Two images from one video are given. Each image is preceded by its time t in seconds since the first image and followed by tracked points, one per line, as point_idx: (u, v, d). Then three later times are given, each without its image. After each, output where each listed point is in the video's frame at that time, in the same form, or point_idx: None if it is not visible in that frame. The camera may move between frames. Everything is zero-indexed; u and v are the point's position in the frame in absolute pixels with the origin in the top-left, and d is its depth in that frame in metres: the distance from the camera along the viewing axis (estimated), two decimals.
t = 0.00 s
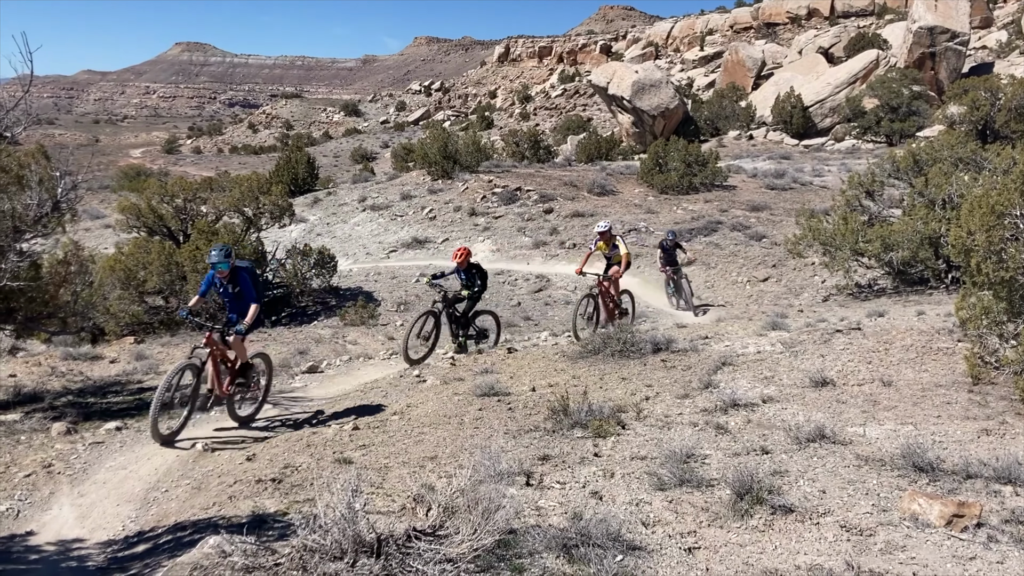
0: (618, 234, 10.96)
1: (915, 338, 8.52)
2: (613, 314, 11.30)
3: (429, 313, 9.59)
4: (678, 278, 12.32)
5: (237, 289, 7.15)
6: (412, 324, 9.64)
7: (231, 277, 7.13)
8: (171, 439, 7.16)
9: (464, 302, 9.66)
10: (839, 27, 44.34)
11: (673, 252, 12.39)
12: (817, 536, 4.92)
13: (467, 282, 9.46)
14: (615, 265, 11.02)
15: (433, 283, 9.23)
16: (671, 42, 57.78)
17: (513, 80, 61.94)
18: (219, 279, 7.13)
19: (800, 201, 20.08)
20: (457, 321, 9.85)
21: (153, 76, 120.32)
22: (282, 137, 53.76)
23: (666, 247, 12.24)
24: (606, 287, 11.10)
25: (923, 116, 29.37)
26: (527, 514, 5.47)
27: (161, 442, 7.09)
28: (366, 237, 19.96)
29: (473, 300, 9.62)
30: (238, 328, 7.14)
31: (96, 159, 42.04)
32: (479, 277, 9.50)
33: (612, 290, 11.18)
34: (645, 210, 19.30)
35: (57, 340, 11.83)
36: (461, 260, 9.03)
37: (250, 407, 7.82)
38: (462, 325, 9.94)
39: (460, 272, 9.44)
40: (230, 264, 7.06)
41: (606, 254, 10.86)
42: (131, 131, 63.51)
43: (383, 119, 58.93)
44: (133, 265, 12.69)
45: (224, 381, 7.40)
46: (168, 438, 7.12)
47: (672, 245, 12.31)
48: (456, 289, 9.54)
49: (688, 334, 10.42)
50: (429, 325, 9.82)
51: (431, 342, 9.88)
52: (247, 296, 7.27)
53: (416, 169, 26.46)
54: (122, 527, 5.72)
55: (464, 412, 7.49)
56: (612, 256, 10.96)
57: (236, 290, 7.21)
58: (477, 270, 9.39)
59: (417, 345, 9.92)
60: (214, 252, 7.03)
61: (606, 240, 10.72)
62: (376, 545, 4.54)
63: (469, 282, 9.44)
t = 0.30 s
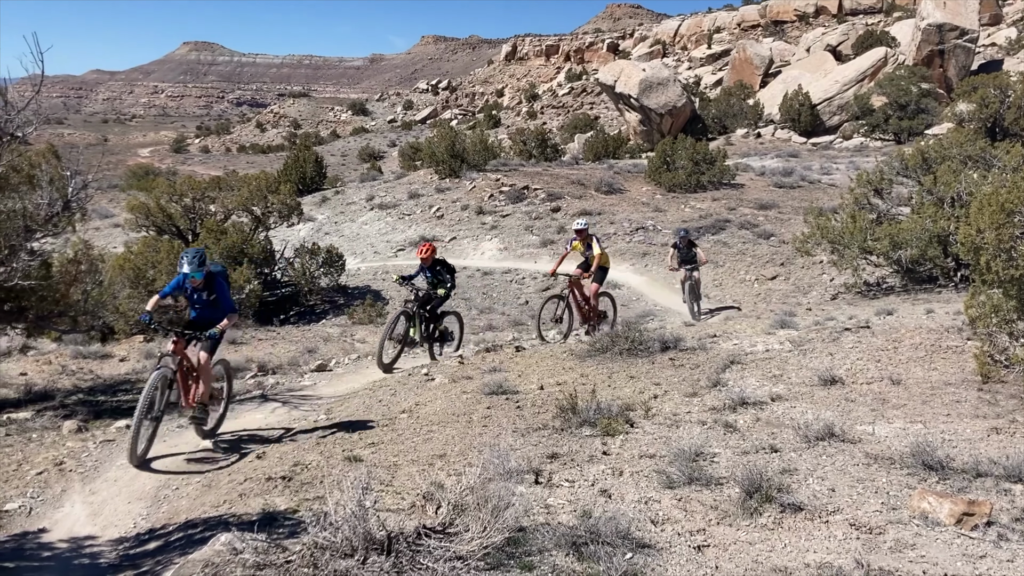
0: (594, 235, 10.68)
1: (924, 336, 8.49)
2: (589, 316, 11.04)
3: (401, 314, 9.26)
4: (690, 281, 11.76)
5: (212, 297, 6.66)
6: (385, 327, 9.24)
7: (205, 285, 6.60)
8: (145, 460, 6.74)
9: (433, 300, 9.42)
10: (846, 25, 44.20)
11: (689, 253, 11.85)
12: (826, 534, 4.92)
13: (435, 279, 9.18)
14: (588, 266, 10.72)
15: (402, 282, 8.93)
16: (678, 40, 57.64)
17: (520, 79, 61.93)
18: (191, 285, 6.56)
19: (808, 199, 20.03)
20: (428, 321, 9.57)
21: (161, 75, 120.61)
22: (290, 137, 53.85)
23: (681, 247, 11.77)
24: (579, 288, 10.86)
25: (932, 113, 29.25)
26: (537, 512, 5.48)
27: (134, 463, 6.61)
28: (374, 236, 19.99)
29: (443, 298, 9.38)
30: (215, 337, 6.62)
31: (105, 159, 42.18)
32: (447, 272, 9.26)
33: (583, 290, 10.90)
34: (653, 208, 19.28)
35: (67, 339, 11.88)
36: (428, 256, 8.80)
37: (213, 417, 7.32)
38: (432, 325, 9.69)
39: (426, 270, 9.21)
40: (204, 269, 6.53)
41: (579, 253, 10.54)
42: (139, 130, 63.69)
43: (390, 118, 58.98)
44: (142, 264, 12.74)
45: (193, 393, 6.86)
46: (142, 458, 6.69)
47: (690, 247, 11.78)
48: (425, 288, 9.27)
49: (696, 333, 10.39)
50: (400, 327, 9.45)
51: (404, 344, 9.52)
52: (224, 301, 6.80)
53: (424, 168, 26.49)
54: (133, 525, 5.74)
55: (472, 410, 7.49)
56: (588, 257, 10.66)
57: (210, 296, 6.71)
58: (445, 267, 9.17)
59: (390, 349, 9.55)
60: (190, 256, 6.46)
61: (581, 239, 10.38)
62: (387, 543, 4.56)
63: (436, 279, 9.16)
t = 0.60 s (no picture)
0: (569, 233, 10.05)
1: (938, 336, 8.46)
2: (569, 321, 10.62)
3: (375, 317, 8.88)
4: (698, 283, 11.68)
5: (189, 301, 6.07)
6: (359, 333, 8.79)
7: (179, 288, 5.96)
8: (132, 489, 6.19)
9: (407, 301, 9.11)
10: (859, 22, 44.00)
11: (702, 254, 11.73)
12: (840, 533, 4.92)
13: (410, 277, 8.95)
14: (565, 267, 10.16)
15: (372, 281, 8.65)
16: (690, 38, 57.42)
17: (531, 78, 61.93)
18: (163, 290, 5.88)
19: (821, 198, 19.96)
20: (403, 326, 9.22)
21: (174, 75, 121.32)
22: (302, 136, 54.07)
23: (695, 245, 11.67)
24: (554, 291, 10.41)
25: (946, 112, 29.09)
26: (550, 510, 5.50)
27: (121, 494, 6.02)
28: (386, 235, 20.06)
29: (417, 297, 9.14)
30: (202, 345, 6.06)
31: (120, 159, 42.49)
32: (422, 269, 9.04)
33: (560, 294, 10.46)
34: (665, 207, 19.26)
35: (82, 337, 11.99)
36: (404, 251, 8.58)
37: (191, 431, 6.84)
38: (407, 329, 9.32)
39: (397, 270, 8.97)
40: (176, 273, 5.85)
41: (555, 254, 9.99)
42: (152, 129, 64.10)
43: (401, 117, 59.11)
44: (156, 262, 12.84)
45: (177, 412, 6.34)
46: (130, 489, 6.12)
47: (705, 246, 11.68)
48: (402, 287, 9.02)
49: (708, 332, 10.37)
50: (374, 332, 9.05)
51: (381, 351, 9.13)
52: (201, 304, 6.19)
53: (435, 168, 26.56)
54: (149, 521, 5.79)
55: (484, 408, 7.52)
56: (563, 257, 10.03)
57: (187, 300, 6.11)
58: (421, 265, 8.95)
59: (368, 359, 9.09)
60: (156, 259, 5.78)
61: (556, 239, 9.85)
62: (401, 539, 4.59)
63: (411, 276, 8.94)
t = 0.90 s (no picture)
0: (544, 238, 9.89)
1: (956, 337, 8.39)
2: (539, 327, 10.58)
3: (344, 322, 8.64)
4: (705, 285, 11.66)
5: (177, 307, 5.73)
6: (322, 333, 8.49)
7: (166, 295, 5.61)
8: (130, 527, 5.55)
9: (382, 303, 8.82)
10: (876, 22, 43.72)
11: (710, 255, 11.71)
12: (858, 534, 4.89)
13: (384, 279, 8.60)
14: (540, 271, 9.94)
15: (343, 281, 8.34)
16: (707, 37, 57.18)
17: (547, 77, 61.88)
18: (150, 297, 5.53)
19: (838, 198, 19.84)
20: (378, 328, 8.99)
21: (191, 75, 122.13)
22: (318, 135, 54.28)
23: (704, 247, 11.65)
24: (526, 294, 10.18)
25: (965, 111, 28.86)
26: (566, 509, 5.49)
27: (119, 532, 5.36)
28: (401, 234, 20.11)
29: (390, 300, 8.79)
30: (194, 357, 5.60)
31: (138, 158, 42.83)
32: (398, 272, 8.68)
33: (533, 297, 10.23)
34: (681, 207, 19.21)
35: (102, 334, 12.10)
36: (374, 251, 8.32)
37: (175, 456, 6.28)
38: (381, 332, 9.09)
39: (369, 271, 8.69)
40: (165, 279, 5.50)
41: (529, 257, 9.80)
42: (170, 128, 64.57)
43: (416, 117, 59.24)
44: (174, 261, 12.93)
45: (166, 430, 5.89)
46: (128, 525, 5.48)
47: (714, 247, 11.64)
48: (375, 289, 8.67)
49: (724, 332, 10.33)
50: (342, 333, 8.76)
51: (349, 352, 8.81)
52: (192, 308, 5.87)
53: (451, 167, 26.61)
54: (167, 517, 5.84)
55: (500, 408, 7.52)
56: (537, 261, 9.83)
57: (174, 306, 5.77)
58: (395, 264, 8.63)
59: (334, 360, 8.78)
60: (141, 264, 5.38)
61: (532, 244, 9.72)
62: (418, 537, 4.61)
63: (385, 278, 8.58)
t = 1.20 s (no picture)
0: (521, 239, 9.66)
1: (978, 339, 8.30)
2: (509, 334, 10.10)
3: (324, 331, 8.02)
4: (706, 285, 11.68)
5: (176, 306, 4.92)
6: (306, 351, 7.86)
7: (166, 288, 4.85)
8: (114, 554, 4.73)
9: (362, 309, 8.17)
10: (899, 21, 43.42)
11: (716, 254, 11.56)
12: (881, 536, 4.85)
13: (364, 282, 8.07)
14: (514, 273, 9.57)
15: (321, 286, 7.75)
16: (727, 37, 56.86)
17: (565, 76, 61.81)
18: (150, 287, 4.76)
19: (859, 198, 19.71)
20: (359, 337, 8.32)
21: (210, 74, 123.05)
22: (337, 134, 54.49)
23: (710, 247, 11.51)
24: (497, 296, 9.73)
25: (989, 111, 28.57)
26: (586, 509, 5.47)
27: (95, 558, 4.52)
28: (420, 233, 20.16)
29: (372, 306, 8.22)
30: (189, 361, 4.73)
31: (160, 157, 43.25)
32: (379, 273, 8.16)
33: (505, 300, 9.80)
34: (700, 207, 19.14)
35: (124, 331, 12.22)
36: (353, 251, 7.88)
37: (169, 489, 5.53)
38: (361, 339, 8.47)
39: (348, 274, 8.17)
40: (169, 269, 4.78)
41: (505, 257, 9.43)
42: (191, 127, 65.12)
43: (435, 116, 59.37)
44: (194, 258, 13.03)
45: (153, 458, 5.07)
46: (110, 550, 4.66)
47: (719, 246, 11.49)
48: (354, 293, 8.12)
49: (743, 333, 10.29)
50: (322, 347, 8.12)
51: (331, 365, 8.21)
52: (193, 315, 5.06)
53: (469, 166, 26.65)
54: (188, 514, 5.91)
55: (519, 407, 7.51)
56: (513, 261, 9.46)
57: (171, 307, 4.94)
58: (376, 265, 8.11)
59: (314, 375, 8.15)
60: (145, 254, 4.64)
61: (509, 243, 9.41)
62: (438, 535, 4.59)
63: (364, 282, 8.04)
